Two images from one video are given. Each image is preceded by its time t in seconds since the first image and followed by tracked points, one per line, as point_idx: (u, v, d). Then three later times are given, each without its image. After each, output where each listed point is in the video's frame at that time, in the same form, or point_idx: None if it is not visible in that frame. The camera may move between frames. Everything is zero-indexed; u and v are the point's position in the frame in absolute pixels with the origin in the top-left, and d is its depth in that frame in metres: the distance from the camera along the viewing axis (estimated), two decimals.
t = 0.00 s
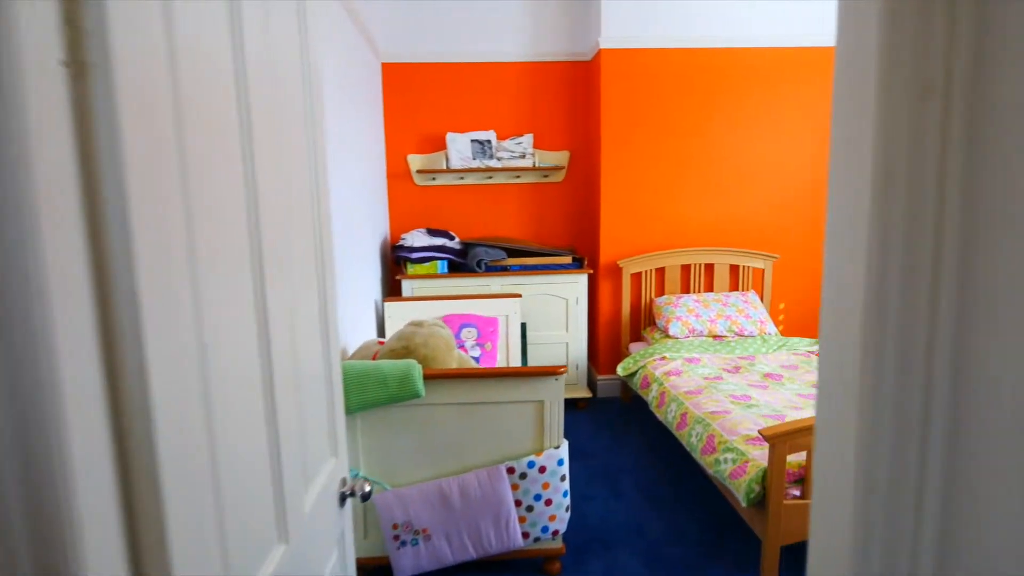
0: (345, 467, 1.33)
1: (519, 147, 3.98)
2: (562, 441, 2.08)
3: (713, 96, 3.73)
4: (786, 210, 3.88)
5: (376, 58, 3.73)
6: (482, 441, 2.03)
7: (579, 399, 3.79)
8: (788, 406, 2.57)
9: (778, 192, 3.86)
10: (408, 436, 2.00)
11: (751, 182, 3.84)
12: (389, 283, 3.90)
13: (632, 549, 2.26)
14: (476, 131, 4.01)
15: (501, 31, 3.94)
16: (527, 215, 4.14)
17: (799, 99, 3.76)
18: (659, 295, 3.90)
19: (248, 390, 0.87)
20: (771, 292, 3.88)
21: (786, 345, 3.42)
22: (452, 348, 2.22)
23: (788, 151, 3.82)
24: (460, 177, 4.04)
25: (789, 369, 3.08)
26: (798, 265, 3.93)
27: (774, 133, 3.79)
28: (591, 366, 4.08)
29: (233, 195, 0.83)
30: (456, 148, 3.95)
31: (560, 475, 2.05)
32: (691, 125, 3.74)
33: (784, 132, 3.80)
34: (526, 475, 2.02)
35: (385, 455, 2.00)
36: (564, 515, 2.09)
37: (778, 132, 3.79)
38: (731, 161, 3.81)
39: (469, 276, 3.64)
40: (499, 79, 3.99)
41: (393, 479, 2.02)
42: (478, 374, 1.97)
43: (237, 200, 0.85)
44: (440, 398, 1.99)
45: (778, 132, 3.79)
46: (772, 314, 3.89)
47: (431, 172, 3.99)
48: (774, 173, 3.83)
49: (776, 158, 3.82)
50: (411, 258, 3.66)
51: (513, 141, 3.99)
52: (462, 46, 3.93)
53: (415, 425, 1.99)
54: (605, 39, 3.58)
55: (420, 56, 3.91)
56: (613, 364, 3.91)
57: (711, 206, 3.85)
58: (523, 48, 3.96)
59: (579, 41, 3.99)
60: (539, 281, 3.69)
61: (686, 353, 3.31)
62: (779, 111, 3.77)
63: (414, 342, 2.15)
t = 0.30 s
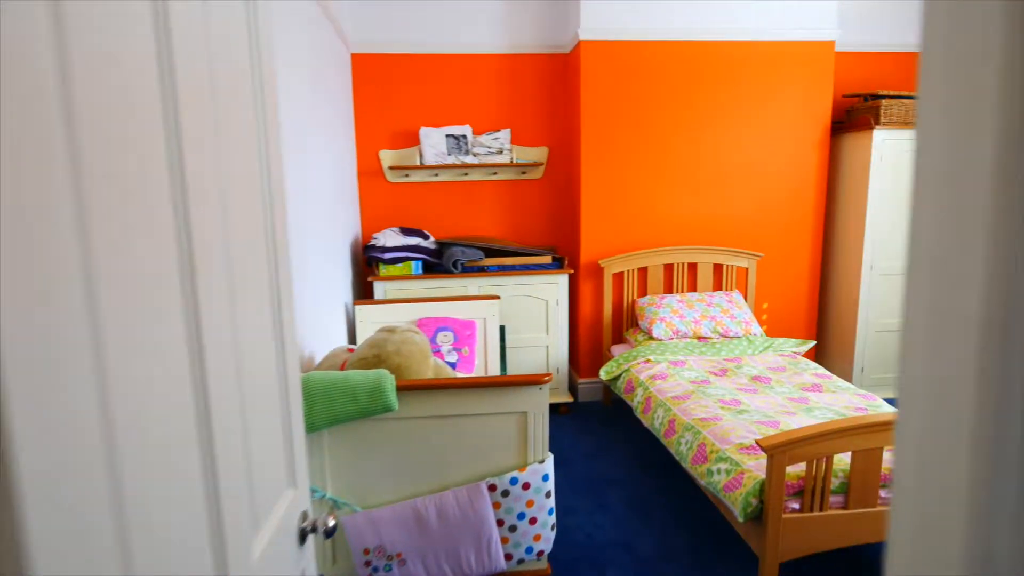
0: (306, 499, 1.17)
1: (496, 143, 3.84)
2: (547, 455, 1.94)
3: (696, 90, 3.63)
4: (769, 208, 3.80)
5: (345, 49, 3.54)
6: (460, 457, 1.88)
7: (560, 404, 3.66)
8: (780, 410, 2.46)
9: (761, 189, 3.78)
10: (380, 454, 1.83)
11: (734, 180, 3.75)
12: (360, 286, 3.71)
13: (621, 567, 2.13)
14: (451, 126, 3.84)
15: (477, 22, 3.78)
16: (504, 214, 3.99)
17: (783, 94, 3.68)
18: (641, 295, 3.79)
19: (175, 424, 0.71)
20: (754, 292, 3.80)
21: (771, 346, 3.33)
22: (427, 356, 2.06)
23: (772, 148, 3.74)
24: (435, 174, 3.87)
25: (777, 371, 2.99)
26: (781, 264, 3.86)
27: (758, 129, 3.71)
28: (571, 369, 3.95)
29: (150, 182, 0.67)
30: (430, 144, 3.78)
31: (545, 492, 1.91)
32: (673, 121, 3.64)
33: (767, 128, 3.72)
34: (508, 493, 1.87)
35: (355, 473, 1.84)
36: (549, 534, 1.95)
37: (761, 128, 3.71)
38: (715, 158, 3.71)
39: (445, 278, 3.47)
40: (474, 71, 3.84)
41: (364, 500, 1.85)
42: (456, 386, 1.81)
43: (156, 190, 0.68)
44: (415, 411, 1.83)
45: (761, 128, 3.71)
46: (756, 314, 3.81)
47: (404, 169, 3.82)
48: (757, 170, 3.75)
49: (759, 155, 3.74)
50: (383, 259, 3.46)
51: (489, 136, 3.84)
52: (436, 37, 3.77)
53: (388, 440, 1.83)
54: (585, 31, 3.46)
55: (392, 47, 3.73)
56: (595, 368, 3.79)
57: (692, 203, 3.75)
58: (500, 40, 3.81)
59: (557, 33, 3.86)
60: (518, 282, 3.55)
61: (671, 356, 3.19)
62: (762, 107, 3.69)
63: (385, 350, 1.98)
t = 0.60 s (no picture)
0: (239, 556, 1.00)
1: (454, 140, 3.64)
2: (517, 476, 1.78)
3: (660, 87, 3.53)
4: (734, 208, 3.74)
5: (291, 38, 3.31)
6: (422, 482, 1.70)
7: (525, 412, 3.52)
8: (755, 417, 2.37)
9: (726, 189, 3.72)
10: (331, 482, 1.64)
11: (699, 179, 3.67)
12: (310, 291, 3.49)
13: None
14: (407, 121, 3.64)
15: (433, 13, 3.61)
16: (464, 214, 3.82)
17: (746, 92, 3.62)
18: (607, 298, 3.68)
19: None
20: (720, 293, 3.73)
21: (740, 349, 3.26)
22: (384, 370, 1.88)
23: (736, 146, 3.68)
24: (390, 172, 3.67)
25: (747, 375, 2.91)
26: (746, 265, 3.81)
27: (723, 127, 3.64)
28: (535, 375, 3.81)
29: None
30: (384, 140, 3.57)
31: (515, 516, 1.75)
32: (637, 117, 3.53)
33: (732, 126, 3.65)
34: (475, 520, 1.70)
35: (303, 505, 1.64)
36: (520, 562, 1.79)
37: (726, 126, 3.64)
38: (680, 156, 3.63)
39: (402, 282, 3.28)
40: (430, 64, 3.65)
41: (313, 535, 1.65)
42: (416, 405, 1.64)
43: None
44: (370, 434, 1.64)
45: (726, 126, 3.64)
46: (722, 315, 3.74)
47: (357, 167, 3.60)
48: (722, 169, 3.69)
49: (724, 154, 3.67)
50: (335, 262, 3.25)
51: (447, 133, 3.63)
52: (390, 28, 3.57)
53: (340, 467, 1.64)
54: (547, 23, 3.32)
55: (343, 37, 3.52)
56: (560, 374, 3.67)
57: (656, 202, 3.65)
58: (458, 32, 3.64)
59: (517, 26, 3.71)
60: (479, 285, 3.38)
61: (639, 361, 3.08)
62: (726, 105, 3.62)
63: (337, 365, 1.79)
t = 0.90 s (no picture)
0: None
1: (403, 137, 3.50)
2: (473, 494, 1.66)
3: (614, 84, 3.47)
4: (688, 207, 3.72)
5: (225, 27, 3.10)
6: (369, 506, 1.56)
7: (480, 420, 3.40)
8: (715, 420, 2.32)
9: (679, 188, 3.69)
10: (267, 510, 1.49)
11: (653, 178, 3.64)
12: (250, 297, 3.29)
13: None
14: (352, 117, 3.48)
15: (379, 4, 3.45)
16: (414, 215, 3.68)
17: (699, 90, 3.61)
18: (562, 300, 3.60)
19: None
20: (675, 293, 3.70)
21: (697, 349, 3.22)
22: (328, 386, 1.72)
23: (689, 145, 3.66)
24: (334, 171, 3.49)
25: (705, 376, 2.87)
26: (700, 264, 3.80)
27: (676, 126, 3.61)
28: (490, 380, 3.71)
29: None
30: (328, 136, 3.40)
31: (471, 539, 1.63)
32: (590, 115, 3.46)
33: (685, 125, 3.63)
34: (428, 545, 1.57)
35: (236, 538, 1.48)
36: None
37: (679, 125, 3.62)
38: (634, 155, 3.58)
39: (348, 286, 3.11)
40: (376, 58, 3.49)
41: (248, 570, 1.50)
42: (361, 423, 1.50)
43: None
44: (311, 456, 1.49)
45: (679, 125, 3.62)
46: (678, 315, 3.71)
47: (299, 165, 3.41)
48: (675, 167, 3.66)
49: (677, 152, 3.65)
50: (277, 267, 3.05)
51: (395, 129, 3.49)
52: (334, 19, 3.39)
53: (276, 494, 1.49)
54: (497, 16, 3.21)
55: (283, 28, 3.32)
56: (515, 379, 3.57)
57: (610, 201, 3.59)
58: (405, 25, 3.49)
59: (467, 19, 3.59)
60: (430, 288, 3.25)
61: (597, 365, 3.01)
62: (679, 103, 3.60)
63: (273, 381, 1.63)
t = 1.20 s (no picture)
0: None
1: (330, 133, 3.32)
2: (407, 521, 1.52)
3: (551, 81, 3.39)
4: (627, 206, 3.68)
5: (128, 12, 2.83)
6: (288, 541, 1.40)
7: (418, 430, 3.25)
8: (660, 425, 2.25)
9: (618, 187, 3.64)
10: (166, 555, 1.30)
11: (592, 177, 3.57)
12: (163, 307, 3.02)
13: None
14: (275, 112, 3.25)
15: None
16: (345, 216, 3.48)
17: (636, 88, 3.57)
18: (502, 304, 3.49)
19: None
20: (616, 294, 3.66)
21: (639, 351, 3.18)
22: (242, 410, 1.53)
23: (628, 144, 3.62)
24: (257, 169, 3.26)
25: (648, 379, 2.82)
26: (639, 264, 3.77)
27: (614, 125, 3.56)
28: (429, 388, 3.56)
29: None
30: (249, 132, 3.15)
31: (405, 570, 1.48)
32: (528, 112, 3.37)
33: (623, 124, 3.58)
34: None
35: None
36: None
37: (617, 124, 3.57)
38: (572, 154, 3.51)
39: (273, 293, 2.90)
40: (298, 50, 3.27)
41: None
42: (277, 451, 1.33)
43: None
44: (219, 490, 1.32)
45: (617, 123, 3.57)
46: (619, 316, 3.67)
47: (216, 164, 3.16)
48: (614, 167, 3.61)
49: (616, 151, 3.60)
50: (191, 273, 2.80)
51: (322, 126, 3.31)
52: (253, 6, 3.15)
53: (178, 535, 1.31)
54: (429, 8, 3.06)
55: (195, 15, 3.07)
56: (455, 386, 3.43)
57: (550, 201, 3.51)
58: (331, 15, 3.29)
59: (398, 11, 3.42)
60: (362, 293, 3.07)
61: (539, 371, 2.91)
62: (617, 102, 3.55)
63: (175, 407, 1.44)
